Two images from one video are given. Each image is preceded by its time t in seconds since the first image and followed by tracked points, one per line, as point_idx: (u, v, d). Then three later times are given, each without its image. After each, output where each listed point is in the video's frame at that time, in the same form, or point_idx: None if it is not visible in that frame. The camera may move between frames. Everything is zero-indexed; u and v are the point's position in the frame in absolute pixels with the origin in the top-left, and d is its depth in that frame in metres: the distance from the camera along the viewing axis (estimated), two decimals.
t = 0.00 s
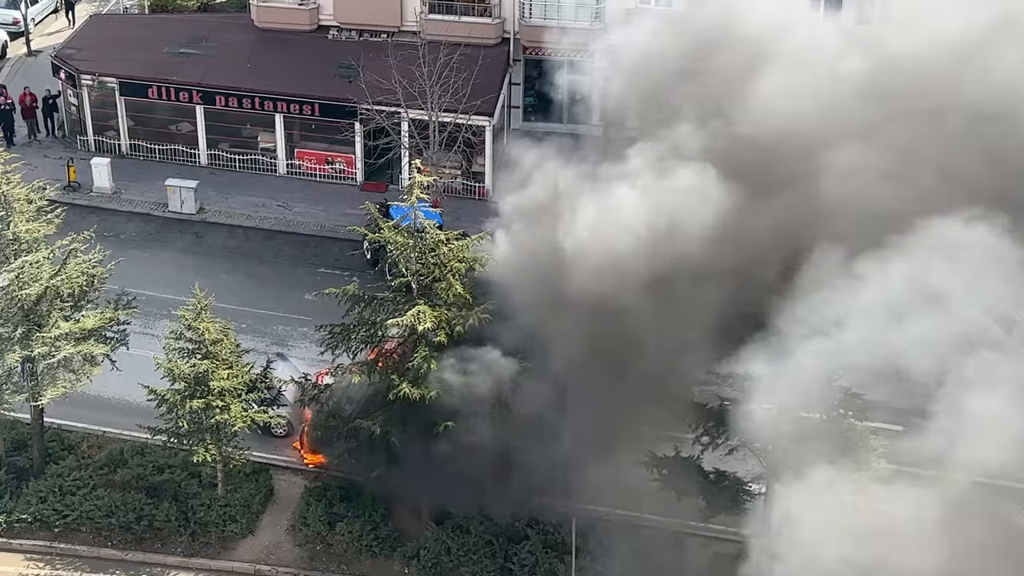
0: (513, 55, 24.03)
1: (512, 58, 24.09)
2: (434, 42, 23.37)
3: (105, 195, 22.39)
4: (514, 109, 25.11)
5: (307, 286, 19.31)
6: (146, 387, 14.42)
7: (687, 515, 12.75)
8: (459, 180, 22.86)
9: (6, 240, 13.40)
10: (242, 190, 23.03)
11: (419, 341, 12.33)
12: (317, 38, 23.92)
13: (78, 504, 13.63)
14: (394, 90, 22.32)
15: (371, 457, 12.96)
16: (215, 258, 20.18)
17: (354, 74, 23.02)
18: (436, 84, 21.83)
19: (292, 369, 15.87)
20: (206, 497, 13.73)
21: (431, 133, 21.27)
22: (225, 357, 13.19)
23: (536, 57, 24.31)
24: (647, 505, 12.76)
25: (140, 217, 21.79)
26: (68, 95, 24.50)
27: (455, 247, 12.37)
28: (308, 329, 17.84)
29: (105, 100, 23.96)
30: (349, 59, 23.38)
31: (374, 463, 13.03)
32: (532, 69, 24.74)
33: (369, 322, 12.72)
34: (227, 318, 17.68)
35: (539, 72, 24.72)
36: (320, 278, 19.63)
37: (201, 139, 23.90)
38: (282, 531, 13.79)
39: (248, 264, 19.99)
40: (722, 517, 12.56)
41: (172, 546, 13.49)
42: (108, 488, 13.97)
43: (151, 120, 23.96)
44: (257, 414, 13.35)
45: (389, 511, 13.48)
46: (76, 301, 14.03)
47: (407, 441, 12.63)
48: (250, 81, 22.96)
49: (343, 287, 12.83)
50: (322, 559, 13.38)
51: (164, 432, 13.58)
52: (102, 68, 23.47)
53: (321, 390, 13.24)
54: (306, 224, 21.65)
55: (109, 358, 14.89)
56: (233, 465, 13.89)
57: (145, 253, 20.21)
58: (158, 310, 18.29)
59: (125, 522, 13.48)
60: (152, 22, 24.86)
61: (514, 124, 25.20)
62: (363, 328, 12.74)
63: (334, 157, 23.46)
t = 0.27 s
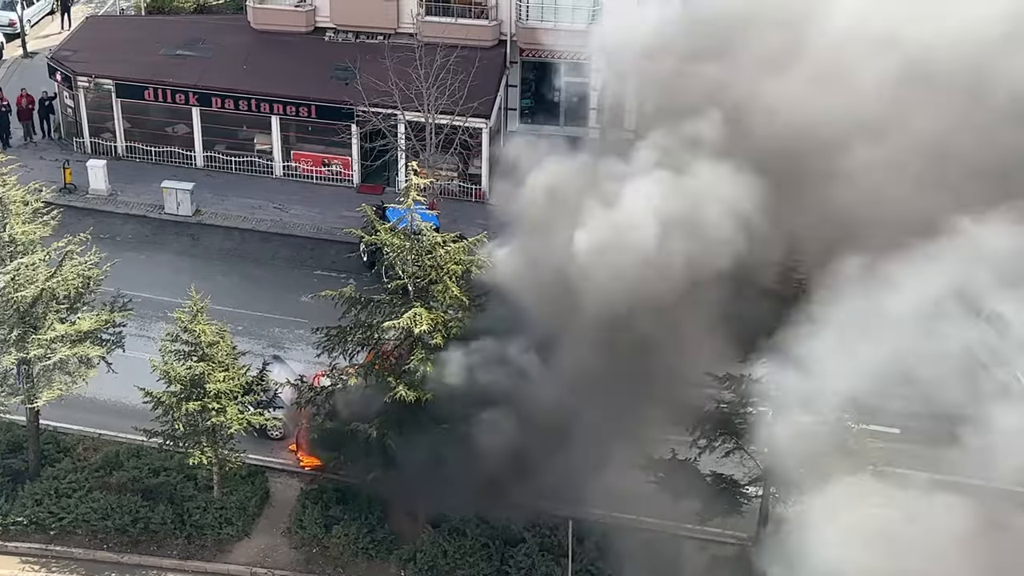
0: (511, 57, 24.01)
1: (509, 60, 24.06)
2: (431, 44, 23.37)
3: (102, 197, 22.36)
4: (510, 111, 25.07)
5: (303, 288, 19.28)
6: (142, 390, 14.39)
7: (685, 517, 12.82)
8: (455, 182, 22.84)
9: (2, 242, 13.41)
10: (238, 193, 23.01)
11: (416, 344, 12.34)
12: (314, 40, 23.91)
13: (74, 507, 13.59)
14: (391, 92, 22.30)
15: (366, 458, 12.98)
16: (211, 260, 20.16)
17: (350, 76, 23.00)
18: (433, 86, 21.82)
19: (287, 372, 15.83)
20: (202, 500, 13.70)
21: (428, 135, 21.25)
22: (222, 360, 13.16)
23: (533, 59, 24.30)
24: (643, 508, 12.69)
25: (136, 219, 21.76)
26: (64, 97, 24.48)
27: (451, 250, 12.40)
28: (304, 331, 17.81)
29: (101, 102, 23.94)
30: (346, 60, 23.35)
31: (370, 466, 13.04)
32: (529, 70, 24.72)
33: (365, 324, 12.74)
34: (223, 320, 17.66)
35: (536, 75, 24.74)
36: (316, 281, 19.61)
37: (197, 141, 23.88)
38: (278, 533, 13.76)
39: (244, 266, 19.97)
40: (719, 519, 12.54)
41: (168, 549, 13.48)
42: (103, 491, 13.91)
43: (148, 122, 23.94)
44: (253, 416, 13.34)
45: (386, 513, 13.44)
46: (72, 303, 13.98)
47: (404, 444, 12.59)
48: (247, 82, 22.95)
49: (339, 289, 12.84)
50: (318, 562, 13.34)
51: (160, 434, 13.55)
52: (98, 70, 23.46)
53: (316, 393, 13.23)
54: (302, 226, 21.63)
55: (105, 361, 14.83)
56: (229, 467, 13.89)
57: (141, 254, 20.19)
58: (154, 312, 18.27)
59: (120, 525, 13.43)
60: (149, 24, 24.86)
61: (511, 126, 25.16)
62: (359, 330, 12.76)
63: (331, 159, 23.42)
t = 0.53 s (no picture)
0: (509, 60, 23.98)
1: (507, 63, 24.04)
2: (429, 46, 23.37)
3: (99, 200, 22.34)
4: (508, 114, 25.05)
5: (301, 291, 19.26)
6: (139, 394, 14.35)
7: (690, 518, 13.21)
8: (453, 185, 22.82)
9: (0, 245, 13.40)
10: (235, 196, 22.95)
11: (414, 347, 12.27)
12: (312, 43, 23.90)
13: (71, 510, 13.57)
14: (389, 95, 22.29)
15: (364, 462, 12.92)
16: (209, 263, 20.14)
17: (348, 79, 22.99)
18: (431, 88, 21.83)
19: (286, 375, 15.80)
20: (199, 503, 13.67)
21: (425, 138, 21.24)
22: (219, 363, 13.13)
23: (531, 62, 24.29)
24: (642, 510, 13.39)
25: (133, 222, 21.74)
26: (61, 100, 24.45)
27: (449, 253, 12.33)
28: (302, 334, 17.79)
29: (99, 105, 23.91)
30: (344, 63, 23.33)
31: (366, 469, 12.99)
32: (527, 73, 24.72)
33: (362, 328, 12.66)
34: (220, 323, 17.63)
35: (535, 78, 24.74)
36: (314, 283, 19.59)
37: (194, 144, 23.84)
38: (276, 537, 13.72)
39: (242, 269, 19.94)
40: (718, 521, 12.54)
41: (165, 552, 13.42)
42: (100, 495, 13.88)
43: (145, 125, 23.91)
44: (250, 420, 13.29)
45: (384, 515, 13.27)
46: (69, 307, 13.94)
47: (401, 448, 12.54)
48: (244, 86, 22.91)
49: (336, 292, 12.76)
50: (315, 565, 13.20)
51: (157, 438, 13.52)
52: (96, 73, 23.46)
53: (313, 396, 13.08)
54: (300, 229, 21.60)
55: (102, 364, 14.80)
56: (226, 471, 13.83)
57: (139, 257, 20.16)
58: (152, 315, 18.25)
59: (118, 528, 13.41)
60: (146, 27, 24.83)
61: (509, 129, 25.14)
62: (357, 334, 12.67)
63: (328, 162, 23.38)
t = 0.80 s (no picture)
0: (508, 63, 23.97)
1: (507, 67, 24.02)
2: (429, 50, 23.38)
3: (98, 204, 22.34)
4: (508, 117, 25.02)
5: (301, 295, 19.25)
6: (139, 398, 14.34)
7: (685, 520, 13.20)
8: (453, 188, 22.79)
9: None
10: (234, 200, 22.94)
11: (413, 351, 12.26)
12: (311, 47, 23.90)
13: (71, 515, 13.57)
14: (388, 99, 22.28)
15: (364, 467, 12.88)
16: (209, 267, 20.13)
17: (348, 82, 22.99)
18: (431, 92, 21.85)
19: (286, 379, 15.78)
20: (199, 508, 13.65)
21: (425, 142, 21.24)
22: (219, 367, 13.12)
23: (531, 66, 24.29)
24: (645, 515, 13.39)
25: (133, 226, 21.74)
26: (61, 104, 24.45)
27: (449, 256, 12.30)
28: (302, 337, 17.79)
29: (98, 109, 23.91)
30: (343, 67, 23.33)
31: (365, 473, 12.96)
32: (527, 77, 24.70)
33: (362, 331, 12.65)
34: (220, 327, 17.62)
35: (535, 81, 24.68)
36: (314, 287, 19.59)
37: (194, 148, 23.83)
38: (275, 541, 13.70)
39: (242, 273, 19.93)
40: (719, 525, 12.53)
41: (165, 556, 13.40)
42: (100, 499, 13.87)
43: (144, 128, 23.90)
44: (250, 423, 13.28)
45: (384, 519, 13.26)
46: (69, 311, 13.93)
47: (400, 452, 12.54)
48: (243, 89, 22.91)
49: (337, 295, 12.75)
50: (315, 569, 13.15)
51: (156, 442, 13.51)
52: (96, 77, 23.46)
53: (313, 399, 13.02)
54: (299, 232, 21.59)
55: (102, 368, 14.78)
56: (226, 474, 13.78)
57: (138, 261, 20.15)
58: (152, 319, 18.23)
59: (117, 533, 13.41)
60: (145, 31, 24.83)
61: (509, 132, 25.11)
62: (357, 337, 12.66)
63: (328, 165, 23.37)
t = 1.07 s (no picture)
0: (508, 67, 24.00)
1: (507, 71, 24.06)
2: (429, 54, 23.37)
3: (99, 208, 22.34)
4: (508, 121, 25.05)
5: (301, 299, 19.24)
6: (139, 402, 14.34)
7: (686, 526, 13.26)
8: (453, 193, 22.81)
9: None
10: (234, 204, 22.94)
11: (414, 354, 12.22)
12: (312, 51, 23.93)
13: (72, 520, 13.55)
14: (389, 103, 22.28)
15: (366, 470, 12.85)
16: (210, 271, 20.13)
17: (348, 86, 22.98)
18: (431, 96, 21.85)
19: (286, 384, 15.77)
20: (199, 512, 13.64)
21: (426, 145, 21.25)
22: (220, 371, 13.10)
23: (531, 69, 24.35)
24: (650, 519, 13.39)
25: (134, 230, 21.74)
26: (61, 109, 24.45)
27: (450, 260, 12.25)
28: (302, 342, 17.78)
29: (99, 113, 23.92)
30: (344, 71, 23.35)
31: (368, 476, 12.94)
32: (528, 80, 24.78)
33: (363, 335, 12.60)
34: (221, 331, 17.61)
35: (535, 85, 24.78)
36: (315, 291, 19.58)
37: (194, 152, 23.84)
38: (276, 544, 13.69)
39: (242, 277, 19.93)
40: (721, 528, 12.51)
41: (166, 561, 13.41)
42: (100, 503, 13.86)
43: (145, 133, 23.91)
44: (251, 428, 13.27)
45: (384, 523, 13.26)
46: (70, 315, 13.93)
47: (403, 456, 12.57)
48: (244, 94, 22.91)
49: (337, 299, 12.72)
50: (316, 573, 13.12)
51: (157, 446, 13.49)
52: (96, 82, 23.47)
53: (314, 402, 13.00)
54: (300, 237, 21.59)
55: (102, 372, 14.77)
56: (227, 479, 13.79)
57: (139, 266, 20.16)
58: (152, 323, 18.23)
59: (118, 537, 13.40)
60: (146, 36, 24.84)
61: (509, 136, 25.12)
62: (357, 341, 12.61)
63: (328, 170, 23.38)
